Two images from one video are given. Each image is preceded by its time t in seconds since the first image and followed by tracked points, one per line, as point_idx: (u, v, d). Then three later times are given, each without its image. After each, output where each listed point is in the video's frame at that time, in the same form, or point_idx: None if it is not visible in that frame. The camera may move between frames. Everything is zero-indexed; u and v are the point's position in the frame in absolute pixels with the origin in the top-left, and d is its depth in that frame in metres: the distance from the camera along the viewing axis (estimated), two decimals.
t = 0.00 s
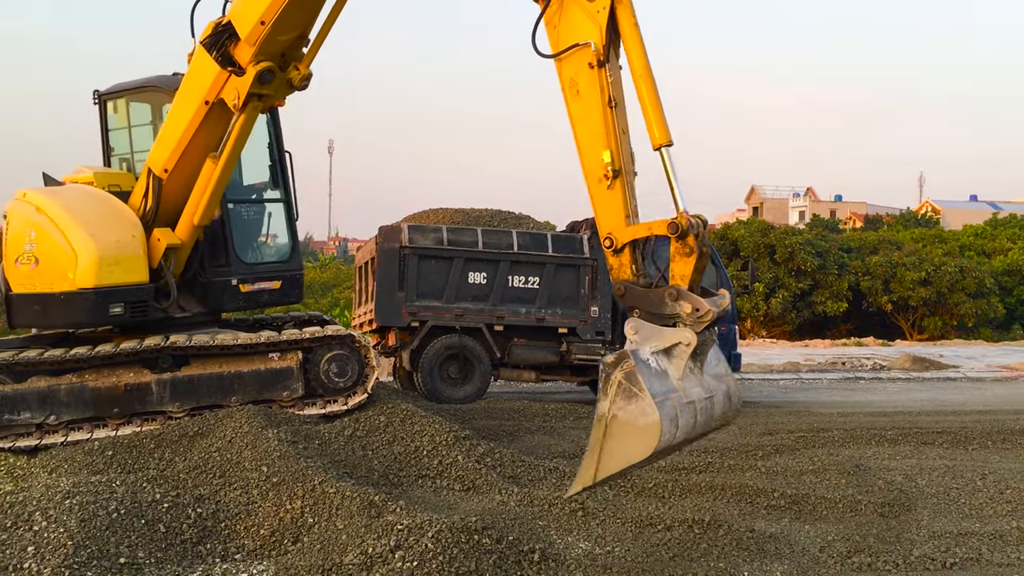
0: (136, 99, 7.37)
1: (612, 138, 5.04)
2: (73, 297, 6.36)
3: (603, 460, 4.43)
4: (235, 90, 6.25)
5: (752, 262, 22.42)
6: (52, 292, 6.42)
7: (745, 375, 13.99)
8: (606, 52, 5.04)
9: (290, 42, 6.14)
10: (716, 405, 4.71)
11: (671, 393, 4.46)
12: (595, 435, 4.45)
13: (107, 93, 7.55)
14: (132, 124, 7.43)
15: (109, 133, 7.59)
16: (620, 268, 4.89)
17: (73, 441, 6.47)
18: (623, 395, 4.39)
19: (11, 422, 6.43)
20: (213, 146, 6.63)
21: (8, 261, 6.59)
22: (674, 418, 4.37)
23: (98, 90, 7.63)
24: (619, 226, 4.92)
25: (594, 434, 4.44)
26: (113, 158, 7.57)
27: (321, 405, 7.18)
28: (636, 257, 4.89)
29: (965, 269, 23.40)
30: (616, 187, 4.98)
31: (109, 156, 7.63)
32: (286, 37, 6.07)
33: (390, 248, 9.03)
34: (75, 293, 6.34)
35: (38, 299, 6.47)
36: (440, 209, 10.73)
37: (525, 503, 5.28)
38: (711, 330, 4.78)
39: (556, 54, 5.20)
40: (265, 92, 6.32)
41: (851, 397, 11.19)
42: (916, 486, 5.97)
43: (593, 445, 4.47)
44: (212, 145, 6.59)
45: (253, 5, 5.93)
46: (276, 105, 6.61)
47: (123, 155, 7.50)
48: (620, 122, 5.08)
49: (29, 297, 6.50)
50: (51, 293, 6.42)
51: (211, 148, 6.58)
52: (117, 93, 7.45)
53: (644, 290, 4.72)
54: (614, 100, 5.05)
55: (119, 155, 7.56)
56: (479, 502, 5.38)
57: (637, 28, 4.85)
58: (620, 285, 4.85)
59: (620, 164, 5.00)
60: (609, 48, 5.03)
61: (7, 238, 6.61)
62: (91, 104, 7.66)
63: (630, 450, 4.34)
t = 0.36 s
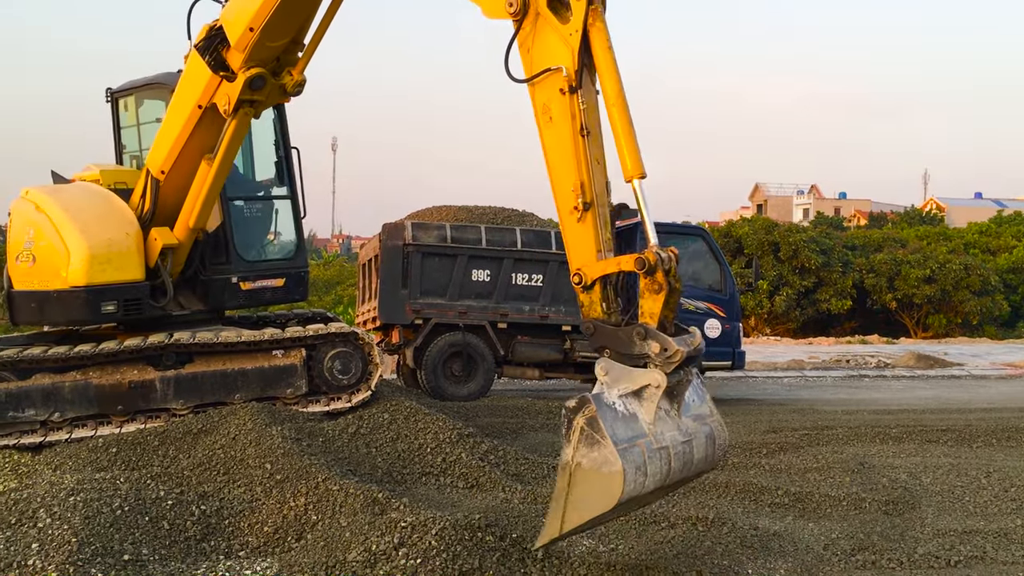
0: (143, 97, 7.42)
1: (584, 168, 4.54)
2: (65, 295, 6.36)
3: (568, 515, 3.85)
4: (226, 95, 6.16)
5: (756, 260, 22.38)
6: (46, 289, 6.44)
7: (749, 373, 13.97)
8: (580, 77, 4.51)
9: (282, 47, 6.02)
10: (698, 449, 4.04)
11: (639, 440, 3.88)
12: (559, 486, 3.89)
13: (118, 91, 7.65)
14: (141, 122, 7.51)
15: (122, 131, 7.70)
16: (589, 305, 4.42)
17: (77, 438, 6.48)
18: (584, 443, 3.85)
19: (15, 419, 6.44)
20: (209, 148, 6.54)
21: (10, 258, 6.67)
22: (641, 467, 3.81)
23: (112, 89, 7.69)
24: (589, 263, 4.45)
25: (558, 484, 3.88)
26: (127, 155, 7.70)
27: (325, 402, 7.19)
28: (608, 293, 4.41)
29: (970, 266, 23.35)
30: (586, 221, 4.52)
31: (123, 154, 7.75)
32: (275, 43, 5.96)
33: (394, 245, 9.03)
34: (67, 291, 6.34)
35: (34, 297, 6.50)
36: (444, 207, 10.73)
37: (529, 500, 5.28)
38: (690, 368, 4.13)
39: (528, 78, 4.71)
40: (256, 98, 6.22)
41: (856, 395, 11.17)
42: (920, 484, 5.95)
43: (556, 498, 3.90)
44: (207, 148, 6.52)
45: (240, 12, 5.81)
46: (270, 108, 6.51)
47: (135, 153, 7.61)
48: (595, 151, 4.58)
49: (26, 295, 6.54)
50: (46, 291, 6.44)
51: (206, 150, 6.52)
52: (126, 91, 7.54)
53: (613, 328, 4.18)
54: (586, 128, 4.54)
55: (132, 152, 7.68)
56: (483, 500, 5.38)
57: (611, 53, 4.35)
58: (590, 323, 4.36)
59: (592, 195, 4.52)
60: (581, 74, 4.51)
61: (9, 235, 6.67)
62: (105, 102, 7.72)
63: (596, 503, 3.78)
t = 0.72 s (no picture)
0: (149, 95, 7.45)
1: (565, 193, 4.22)
2: (63, 292, 6.37)
3: (539, 550, 3.73)
4: (222, 98, 6.09)
5: (759, 257, 22.35)
6: (45, 287, 6.46)
7: (752, 369, 13.96)
8: (562, 98, 4.17)
9: (278, 50, 5.92)
10: (676, 483, 3.90)
11: (612, 474, 3.74)
12: (531, 520, 3.78)
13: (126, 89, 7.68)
14: (146, 119, 7.53)
15: (128, 128, 7.74)
16: (567, 333, 4.17)
17: (81, 435, 6.49)
18: (555, 477, 3.71)
19: (19, 416, 6.44)
20: (208, 148, 6.52)
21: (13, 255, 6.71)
22: (613, 503, 3.67)
23: (120, 86, 7.71)
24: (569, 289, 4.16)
25: (529, 518, 3.77)
26: (134, 152, 7.74)
27: (328, 399, 7.20)
28: (586, 321, 4.16)
29: (973, 263, 23.31)
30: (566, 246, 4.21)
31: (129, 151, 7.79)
32: (271, 47, 5.86)
33: (397, 242, 9.03)
34: (64, 289, 6.36)
35: (34, 294, 6.53)
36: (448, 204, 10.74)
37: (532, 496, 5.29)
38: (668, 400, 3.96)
39: (511, 98, 4.36)
40: (253, 101, 6.14)
41: (860, 391, 11.17)
42: (924, 481, 5.95)
43: (528, 532, 3.78)
44: (206, 148, 6.50)
45: (235, 15, 5.72)
46: (268, 110, 6.42)
47: (141, 150, 7.65)
48: (578, 174, 4.25)
49: (27, 292, 6.57)
50: (45, 289, 6.46)
51: (204, 149, 6.50)
52: (132, 89, 7.57)
53: (590, 357, 3.97)
54: (568, 152, 4.21)
55: (138, 150, 7.72)
56: (486, 496, 5.40)
57: (594, 76, 4.00)
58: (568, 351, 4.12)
59: (574, 221, 4.21)
60: (565, 95, 4.17)
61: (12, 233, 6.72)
62: (113, 99, 7.73)
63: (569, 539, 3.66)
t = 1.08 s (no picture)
0: (151, 93, 7.43)
1: (548, 207, 4.09)
2: (62, 290, 6.37)
3: (509, 566, 3.70)
4: (218, 99, 6.04)
5: (761, 254, 22.33)
6: (45, 284, 6.46)
7: (754, 366, 13.97)
8: (548, 111, 4.04)
9: (274, 51, 5.86)
10: (649, 501, 3.84)
11: (583, 493, 3.67)
12: (502, 535, 3.74)
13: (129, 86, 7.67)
14: (149, 117, 7.52)
15: (132, 125, 7.73)
16: (544, 348, 4.10)
17: (82, 432, 6.49)
18: (526, 494, 3.65)
19: (20, 414, 6.44)
20: (206, 148, 6.50)
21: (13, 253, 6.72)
22: (583, 522, 3.60)
23: (124, 84, 7.70)
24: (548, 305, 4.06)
25: (501, 533, 3.73)
26: (137, 149, 7.75)
27: (329, 396, 7.20)
28: (564, 337, 4.07)
29: (975, 259, 23.30)
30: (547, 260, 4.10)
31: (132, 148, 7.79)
32: (266, 48, 5.79)
33: (398, 239, 9.02)
34: (63, 287, 6.36)
35: (34, 292, 6.53)
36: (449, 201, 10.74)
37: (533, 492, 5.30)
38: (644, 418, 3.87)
39: (498, 107, 4.24)
40: (249, 102, 6.07)
41: (861, 388, 11.17)
42: (925, 477, 5.95)
43: (499, 548, 3.76)
44: (203, 147, 6.47)
45: (231, 16, 5.65)
46: (265, 110, 6.36)
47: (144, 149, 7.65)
48: (561, 188, 4.13)
49: (27, 289, 6.58)
50: (45, 286, 6.46)
51: (202, 148, 6.48)
52: (135, 86, 7.55)
53: (566, 374, 3.92)
54: (552, 165, 4.08)
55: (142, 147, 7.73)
56: (488, 493, 5.41)
57: (580, 90, 3.84)
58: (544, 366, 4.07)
59: (555, 235, 4.08)
60: (550, 108, 4.04)
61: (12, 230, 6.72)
62: (117, 97, 7.72)
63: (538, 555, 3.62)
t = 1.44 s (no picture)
0: (153, 92, 7.43)
1: (524, 212, 4.06)
2: (61, 289, 6.37)
3: (464, 563, 3.78)
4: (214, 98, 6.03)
5: (761, 252, 22.33)
6: (44, 283, 6.46)
7: (754, 364, 13.98)
8: (529, 116, 3.99)
9: (269, 50, 5.83)
10: (605, 507, 3.90)
11: (539, 498, 3.72)
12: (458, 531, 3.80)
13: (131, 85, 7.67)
14: (150, 116, 7.53)
15: (133, 124, 7.74)
16: (512, 350, 4.08)
17: (83, 431, 6.49)
18: (483, 497, 3.70)
19: (21, 412, 6.44)
20: (202, 146, 6.48)
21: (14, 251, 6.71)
22: (536, 528, 3.66)
23: (125, 82, 7.70)
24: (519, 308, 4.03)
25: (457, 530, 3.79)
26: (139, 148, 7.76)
27: (329, 394, 7.20)
28: (532, 341, 4.03)
29: (974, 257, 23.29)
30: (519, 264, 4.06)
31: (133, 147, 7.80)
32: (261, 47, 5.77)
33: (398, 238, 9.02)
34: (62, 285, 6.35)
35: (33, 290, 6.52)
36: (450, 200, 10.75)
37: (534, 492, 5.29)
38: (605, 427, 3.94)
39: (481, 106, 4.19)
40: (244, 101, 6.06)
41: (861, 385, 11.18)
42: (925, 475, 5.95)
43: (454, 544, 3.82)
44: (201, 146, 6.47)
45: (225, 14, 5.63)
46: (261, 109, 6.34)
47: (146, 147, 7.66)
48: (539, 194, 4.09)
49: (26, 288, 6.58)
50: (44, 285, 6.46)
51: (200, 147, 6.48)
52: (136, 85, 7.56)
53: (531, 379, 3.92)
54: (530, 171, 4.04)
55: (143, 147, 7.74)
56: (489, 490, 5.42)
57: (562, 98, 3.76)
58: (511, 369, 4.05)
59: (529, 241, 4.05)
60: (531, 114, 3.99)
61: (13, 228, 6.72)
62: (119, 95, 7.73)
63: (491, 558, 3.70)
